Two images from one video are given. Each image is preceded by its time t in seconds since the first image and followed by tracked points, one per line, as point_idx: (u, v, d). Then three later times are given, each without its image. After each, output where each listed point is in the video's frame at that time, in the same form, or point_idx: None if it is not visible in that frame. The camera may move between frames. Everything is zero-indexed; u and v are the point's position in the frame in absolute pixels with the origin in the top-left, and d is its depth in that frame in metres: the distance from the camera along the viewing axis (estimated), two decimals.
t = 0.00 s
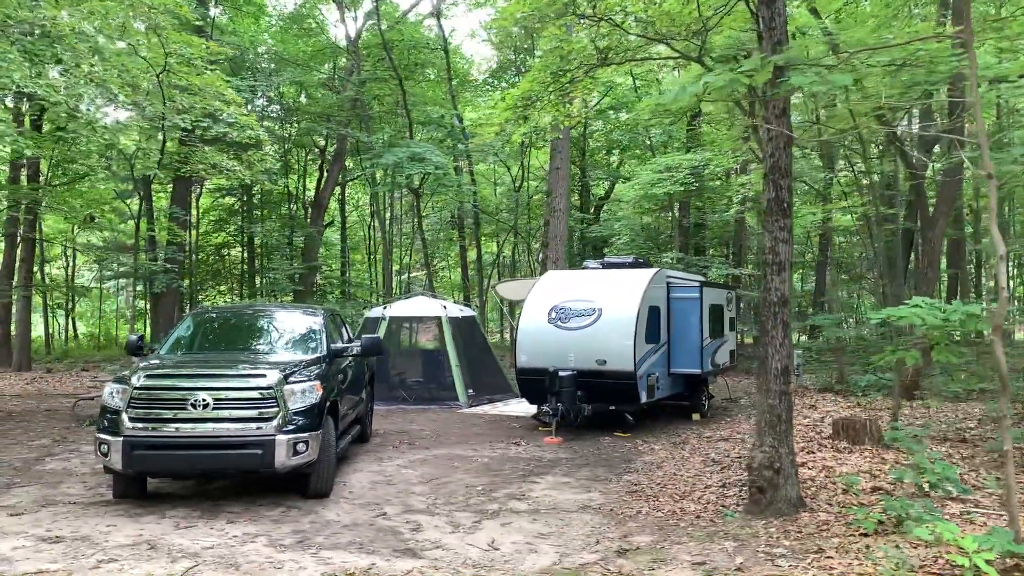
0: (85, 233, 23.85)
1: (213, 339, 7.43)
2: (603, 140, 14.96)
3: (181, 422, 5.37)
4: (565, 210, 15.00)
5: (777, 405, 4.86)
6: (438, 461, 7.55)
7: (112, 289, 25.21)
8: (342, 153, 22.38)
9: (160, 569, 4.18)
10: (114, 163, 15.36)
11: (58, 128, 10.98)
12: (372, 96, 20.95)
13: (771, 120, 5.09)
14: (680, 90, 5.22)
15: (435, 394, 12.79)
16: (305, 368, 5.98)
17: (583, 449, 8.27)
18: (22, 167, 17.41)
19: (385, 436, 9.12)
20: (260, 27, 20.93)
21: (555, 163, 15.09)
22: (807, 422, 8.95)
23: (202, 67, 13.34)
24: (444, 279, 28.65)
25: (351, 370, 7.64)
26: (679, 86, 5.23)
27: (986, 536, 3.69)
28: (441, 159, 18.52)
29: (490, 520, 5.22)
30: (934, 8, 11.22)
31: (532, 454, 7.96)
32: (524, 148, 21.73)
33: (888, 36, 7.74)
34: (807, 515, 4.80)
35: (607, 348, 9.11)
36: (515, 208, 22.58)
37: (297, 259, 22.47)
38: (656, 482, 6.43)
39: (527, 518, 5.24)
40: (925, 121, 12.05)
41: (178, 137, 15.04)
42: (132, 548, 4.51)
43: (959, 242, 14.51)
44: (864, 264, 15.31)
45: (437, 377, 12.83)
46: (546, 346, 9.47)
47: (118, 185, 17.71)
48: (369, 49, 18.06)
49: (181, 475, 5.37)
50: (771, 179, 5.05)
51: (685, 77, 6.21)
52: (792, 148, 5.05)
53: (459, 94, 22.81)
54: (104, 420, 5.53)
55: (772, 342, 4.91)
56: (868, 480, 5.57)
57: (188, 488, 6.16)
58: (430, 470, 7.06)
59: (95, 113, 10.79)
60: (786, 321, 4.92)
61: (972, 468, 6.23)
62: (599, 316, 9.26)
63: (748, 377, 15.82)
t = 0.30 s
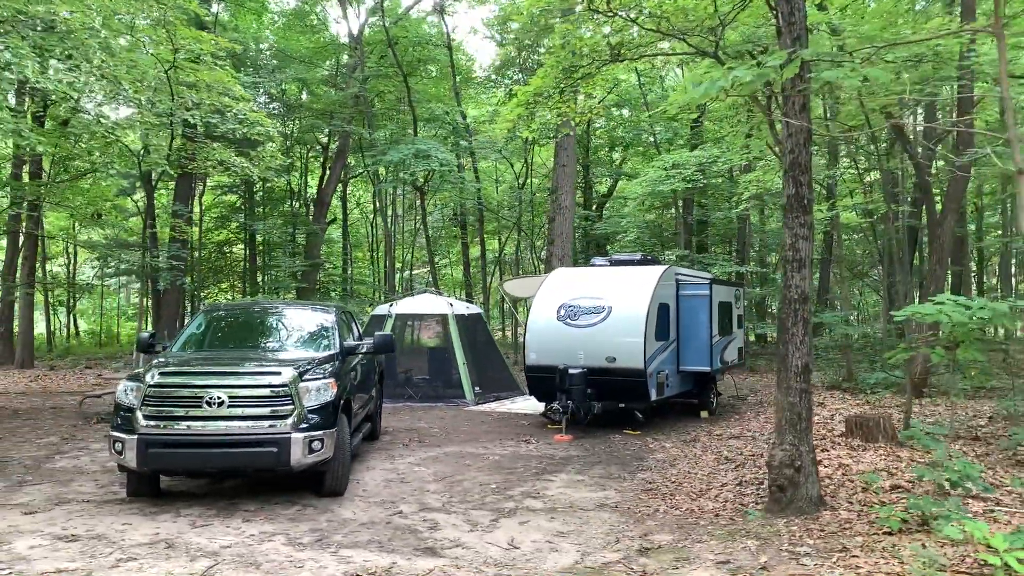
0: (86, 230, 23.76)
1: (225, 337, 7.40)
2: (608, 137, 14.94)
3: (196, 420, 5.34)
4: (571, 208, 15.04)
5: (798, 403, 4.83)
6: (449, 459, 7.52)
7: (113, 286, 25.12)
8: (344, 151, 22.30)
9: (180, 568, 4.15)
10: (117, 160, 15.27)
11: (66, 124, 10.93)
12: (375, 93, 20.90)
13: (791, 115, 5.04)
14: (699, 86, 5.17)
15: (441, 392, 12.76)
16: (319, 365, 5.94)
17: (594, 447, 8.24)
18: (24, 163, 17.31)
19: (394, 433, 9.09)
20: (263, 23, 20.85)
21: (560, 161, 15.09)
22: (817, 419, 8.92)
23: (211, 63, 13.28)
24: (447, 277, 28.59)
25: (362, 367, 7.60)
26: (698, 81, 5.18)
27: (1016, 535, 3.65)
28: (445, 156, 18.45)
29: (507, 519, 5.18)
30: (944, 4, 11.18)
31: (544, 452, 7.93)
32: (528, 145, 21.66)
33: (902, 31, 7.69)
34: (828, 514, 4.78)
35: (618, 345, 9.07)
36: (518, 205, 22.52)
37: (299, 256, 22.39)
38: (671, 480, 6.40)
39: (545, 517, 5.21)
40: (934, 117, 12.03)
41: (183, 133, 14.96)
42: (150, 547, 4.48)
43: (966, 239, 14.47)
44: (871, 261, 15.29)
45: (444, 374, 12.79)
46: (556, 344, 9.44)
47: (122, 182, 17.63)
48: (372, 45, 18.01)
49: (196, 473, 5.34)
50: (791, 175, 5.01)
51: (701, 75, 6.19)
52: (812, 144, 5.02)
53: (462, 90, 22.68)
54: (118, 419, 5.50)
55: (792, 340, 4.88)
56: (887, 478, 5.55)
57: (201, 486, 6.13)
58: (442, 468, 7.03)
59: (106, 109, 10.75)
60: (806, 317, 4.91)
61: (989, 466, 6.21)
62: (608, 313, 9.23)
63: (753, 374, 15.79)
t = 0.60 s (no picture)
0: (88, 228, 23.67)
1: (236, 335, 7.37)
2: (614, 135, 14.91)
3: (212, 418, 5.32)
4: (577, 205, 15.06)
5: (818, 402, 4.80)
6: (461, 458, 7.49)
7: (115, 284, 25.02)
8: (347, 148, 22.23)
9: (201, 568, 4.11)
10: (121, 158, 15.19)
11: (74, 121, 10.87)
12: (380, 90, 20.83)
13: (811, 112, 4.99)
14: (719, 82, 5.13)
15: (448, 390, 12.72)
16: (334, 364, 5.91)
17: (605, 445, 8.22)
18: (27, 160, 17.22)
19: (404, 431, 9.06)
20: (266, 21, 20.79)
21: (565, 159, 15.06)
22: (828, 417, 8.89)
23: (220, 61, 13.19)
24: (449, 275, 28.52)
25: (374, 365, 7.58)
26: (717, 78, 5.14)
27: None
28: (449, 153, 18.39)
29: (525, 518, 5.16)
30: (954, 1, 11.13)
31: (555, 450, 7.91)
32: (532, 143, 21.59)
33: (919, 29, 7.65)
34: (849, 513, 4.75)
35: (627, 343, 9.04)
36: (521, 203, 22.48)
37: (302, 253, 22.30)
38: (686, 479, 6.37)
39: (563, 516, 5.18)
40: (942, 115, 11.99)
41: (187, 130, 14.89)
42: (169, 547, 4.45)
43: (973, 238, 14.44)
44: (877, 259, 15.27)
45: (450, 372, 12.76)
46: (565, 342, 9.41)
47: (125, 179, 17.58)
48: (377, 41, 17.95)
49: (212, 472, 5.31)
50: (810, 173, 4.99)
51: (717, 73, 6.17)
52: (831, 142, 4.99)
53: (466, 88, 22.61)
54: (133, 417, 5.47)
55: (812, 339, 4.86)
56: (904, 477, 5.52)
57: (215, 485, 6.11)
58: (454, 466, 7.00)
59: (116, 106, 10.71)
60: (827, 316, 4.88)
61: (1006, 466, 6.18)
62: (618, 311, 9.20)
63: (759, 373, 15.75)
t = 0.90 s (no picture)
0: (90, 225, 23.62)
1: (251, 334, 7.35)
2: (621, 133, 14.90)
3: (232, 418, 5.30)
4: (583, 203, 15.06)
5: (841, 401, 4.79)
6: (475, 456, 7.49)
7: (117, 282, 24.97)
8: (350, 145, 22.15)
9: (226, 568, 4.10)
10: (126, 155, 15.13)
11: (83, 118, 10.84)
12: (384, 88, 20.81)
13: (834, 111, 4.96)
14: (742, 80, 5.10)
15: (456, 388, 12.70)
16: (352, 362, 5.89)
17: (617, 444, 8.21)
18: (32, 158, 17.17)
19: (415, 430, 9.05)
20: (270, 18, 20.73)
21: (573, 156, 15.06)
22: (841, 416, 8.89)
23: (231, 58, 13.15)
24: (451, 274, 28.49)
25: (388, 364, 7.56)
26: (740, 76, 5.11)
27: None
28: (454, 151, 18.34)
29: (546, 517, 5.16)
30: None
31: (568, 449, 7.90)
32: (537, 141, 21.55)
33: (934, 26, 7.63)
34: (873, 513, 4.75)
35: (639, 342, 9.03)
36: (526, 201, 22.44)
37: (305, 251, 22.27)
38: (703, 478, 6.37)
39: (584, 515, 5.18)
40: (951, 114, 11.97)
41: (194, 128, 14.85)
42: (193, 547, 4.44)
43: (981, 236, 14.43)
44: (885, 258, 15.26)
45: (458, 371, 12.74)
46: (575, 340, 9.41)
47: (130, 177, 17.52)
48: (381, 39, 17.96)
49: (231, 471, 5.30)
50: (832, 172, 4.96)
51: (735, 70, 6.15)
52: (854, 141, 4.96)
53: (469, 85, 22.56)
54: (152, 417, 5.46)
55: (835, 339, 4.85)
56: (925, 476, 5.52)
57: (232, 484, 6.09)
58: (469, 465, 6.99)
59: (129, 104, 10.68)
60: (849, 315, 4.87)
61: None
62: (629, 310, 9.19)
63: (766, 372, 15.76)
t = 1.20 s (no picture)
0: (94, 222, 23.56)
1: (265, 331, 7.35)
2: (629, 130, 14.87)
3: (250, 416, 5.29)
4: (590, 200, 15.04)
5: (862, 399, 4.78)
6: (488, 454, 7.47)
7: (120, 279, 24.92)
8: (354, 142, 22.09)
9: (250, 566, 4.08)
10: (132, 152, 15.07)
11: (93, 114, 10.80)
12: (389, 85, 20.74)
13: (855, 107, 4.93)
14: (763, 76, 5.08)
15: (464, 386, 12.68)
16: (369, 360, 5.87)
17: (629, 441, 8.19)
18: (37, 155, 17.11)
19: (426, 427, 9.04)
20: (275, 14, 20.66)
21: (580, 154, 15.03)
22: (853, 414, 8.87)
23: (239, 55, 13.09)
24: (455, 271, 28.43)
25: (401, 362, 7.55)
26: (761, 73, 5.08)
27: None
28: (460, 148, 18.29)
29: (566, 515, 5.14)
30: None
31: (581, 446, 7.89)
32: (542, 138, 21.47)
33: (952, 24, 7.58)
34: (895, 511, 4.74)
35: (650, 339, 9.02)
36: (530, 198, 22.39)
37: (310, 248, 22.23)
38: (719, 476, 6.35)
39: (603, 513, 5.16)
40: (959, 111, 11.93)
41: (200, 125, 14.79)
42: (215, 545, 4.42)
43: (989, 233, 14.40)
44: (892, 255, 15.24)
45: (465, 368, 12.73)
46: (586, 338, 9.40)
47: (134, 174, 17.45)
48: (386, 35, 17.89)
49: (250, 469, 5.29)
50: (853, 168, 4.94)
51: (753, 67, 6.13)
52: (876, 137, 4.94)
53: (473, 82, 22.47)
54: (170, 415, 5.45)
55: (857, 337, 4.83)
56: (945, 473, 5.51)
57: (247, 482, 6.08)
58: (483, 463, 6.97)
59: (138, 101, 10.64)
60: (871, 313, 4.85)
61: None
62: (640, 307, 9.18)
63: (772, 370, 15.75)
